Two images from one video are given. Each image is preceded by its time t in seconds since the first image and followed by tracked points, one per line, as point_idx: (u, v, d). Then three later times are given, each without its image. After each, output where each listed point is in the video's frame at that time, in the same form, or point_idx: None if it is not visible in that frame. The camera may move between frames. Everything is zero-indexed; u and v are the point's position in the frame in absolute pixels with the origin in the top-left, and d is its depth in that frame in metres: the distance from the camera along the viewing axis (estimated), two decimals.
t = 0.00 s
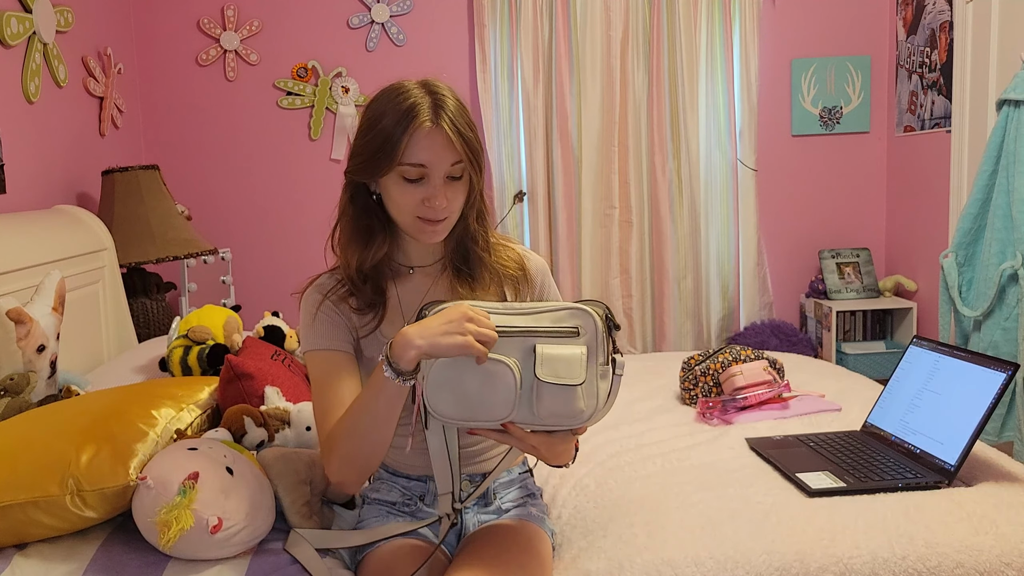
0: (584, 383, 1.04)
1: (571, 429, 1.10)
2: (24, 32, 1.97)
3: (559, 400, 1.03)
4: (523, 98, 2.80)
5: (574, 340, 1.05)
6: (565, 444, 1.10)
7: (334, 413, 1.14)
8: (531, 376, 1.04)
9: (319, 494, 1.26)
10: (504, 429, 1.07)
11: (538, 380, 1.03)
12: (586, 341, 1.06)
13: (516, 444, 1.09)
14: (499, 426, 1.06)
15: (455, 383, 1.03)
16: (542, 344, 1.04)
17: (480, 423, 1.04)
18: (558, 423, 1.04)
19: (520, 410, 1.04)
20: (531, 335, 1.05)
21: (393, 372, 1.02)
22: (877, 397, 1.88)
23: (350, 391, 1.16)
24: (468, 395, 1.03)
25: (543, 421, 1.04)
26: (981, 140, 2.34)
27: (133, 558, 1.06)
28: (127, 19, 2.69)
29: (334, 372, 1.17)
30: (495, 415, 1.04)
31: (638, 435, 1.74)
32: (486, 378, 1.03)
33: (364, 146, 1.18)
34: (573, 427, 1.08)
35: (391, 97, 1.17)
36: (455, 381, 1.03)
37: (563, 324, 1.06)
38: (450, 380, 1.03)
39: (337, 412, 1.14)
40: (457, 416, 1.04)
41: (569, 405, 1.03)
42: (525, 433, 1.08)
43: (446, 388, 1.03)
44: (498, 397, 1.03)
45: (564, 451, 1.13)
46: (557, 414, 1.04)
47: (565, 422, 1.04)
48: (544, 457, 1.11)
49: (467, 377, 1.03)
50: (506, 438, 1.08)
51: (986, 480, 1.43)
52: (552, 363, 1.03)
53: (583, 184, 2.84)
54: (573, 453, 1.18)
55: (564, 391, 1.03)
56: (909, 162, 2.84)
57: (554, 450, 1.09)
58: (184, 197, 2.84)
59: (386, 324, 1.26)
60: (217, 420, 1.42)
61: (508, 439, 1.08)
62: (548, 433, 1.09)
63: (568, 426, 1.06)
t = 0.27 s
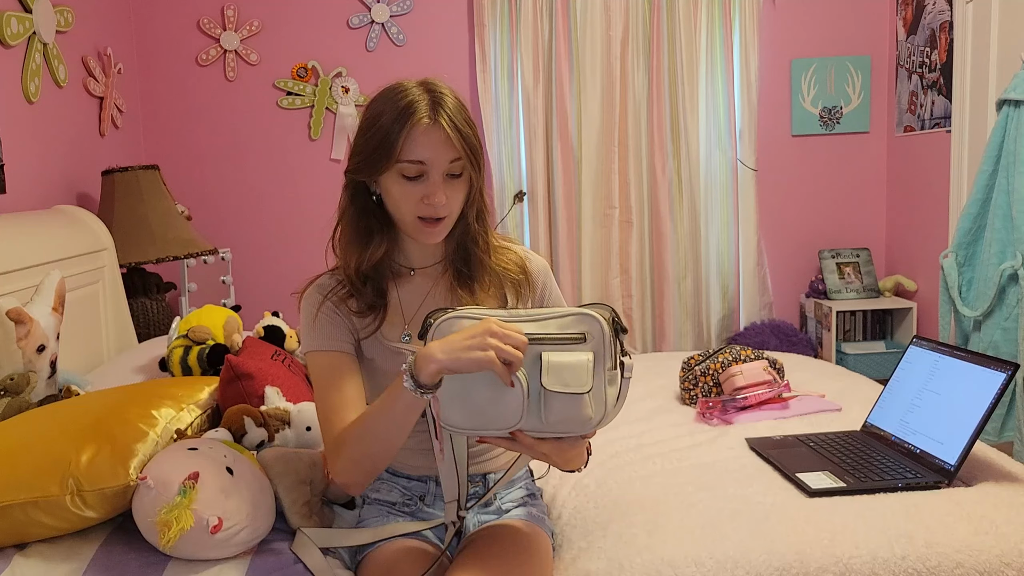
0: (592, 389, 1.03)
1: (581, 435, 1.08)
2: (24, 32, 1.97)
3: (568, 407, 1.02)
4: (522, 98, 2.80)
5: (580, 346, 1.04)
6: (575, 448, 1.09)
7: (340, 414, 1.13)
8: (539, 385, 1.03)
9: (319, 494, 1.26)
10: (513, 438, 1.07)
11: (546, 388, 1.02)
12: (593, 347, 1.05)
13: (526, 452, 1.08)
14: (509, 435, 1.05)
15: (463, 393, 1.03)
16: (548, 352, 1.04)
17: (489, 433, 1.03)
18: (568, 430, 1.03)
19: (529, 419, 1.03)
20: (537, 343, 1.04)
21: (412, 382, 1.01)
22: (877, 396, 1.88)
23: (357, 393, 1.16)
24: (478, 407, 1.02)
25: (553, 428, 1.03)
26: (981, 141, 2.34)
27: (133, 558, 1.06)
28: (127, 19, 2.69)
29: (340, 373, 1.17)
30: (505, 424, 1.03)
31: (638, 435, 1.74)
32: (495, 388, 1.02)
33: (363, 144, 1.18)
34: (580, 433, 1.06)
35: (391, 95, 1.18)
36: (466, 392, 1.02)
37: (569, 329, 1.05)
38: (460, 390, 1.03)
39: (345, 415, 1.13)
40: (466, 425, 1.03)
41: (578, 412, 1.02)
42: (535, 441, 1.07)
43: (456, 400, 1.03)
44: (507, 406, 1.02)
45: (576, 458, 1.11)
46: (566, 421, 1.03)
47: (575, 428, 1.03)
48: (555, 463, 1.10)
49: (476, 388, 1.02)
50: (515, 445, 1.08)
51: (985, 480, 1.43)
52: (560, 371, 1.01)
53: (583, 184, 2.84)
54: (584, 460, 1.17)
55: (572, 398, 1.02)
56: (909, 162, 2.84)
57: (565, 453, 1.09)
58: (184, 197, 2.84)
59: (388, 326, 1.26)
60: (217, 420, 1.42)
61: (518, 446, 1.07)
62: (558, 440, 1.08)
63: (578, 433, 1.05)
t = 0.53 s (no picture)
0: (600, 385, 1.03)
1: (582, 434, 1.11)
2: (24, 32, 1.97)
3: (574, 402, 1.03)
4: (522, 99, 2.80)
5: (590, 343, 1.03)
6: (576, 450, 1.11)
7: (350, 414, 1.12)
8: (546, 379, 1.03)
9: (319, 494, 1.26)
10: (517, 435, 1.07)
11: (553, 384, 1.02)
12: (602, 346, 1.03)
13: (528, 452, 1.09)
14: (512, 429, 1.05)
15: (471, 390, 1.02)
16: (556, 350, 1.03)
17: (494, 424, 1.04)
18: (573, 425, 1.04)
19: (534, 412, 1.03)
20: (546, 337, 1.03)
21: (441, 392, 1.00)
22: (877, 396, 1.88)
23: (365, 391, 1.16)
24: (484, 398, 1.03)
25: (558, 423, 1.04)
26: (981, 141, 2.34)
27: (133, 557, 1.06)
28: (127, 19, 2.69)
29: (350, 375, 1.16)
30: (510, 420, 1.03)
31: (638, 435, 1.74)
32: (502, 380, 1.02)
33: (356, 138, 1.23)
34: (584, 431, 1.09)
35: (384, 91, 1.22)
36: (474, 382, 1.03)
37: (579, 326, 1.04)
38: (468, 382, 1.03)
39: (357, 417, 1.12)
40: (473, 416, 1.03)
41: (584, 406, 1.03)
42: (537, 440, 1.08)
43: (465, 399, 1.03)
44: (513, 402, 1.02)
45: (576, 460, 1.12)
46: (571, 416, 1.03)
47: (579, 424, 1.04)
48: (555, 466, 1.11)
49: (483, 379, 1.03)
50: (518, 444, 1.08)
51: (985, 480, 1.43)
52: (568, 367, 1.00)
53: (583, 184, 2.84)
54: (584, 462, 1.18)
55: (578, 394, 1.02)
56: (909, 163, 2.84)
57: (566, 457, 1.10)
58: (184, 198, 2.84)
59: (391, 326, 1.26)
60: (217, 420, 1.42)
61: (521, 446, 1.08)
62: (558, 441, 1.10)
63: (582, 430, 1.05)
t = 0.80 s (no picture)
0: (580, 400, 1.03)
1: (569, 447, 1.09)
2: (24, 32, 1.97)
3: (557, 419, 1.02)
4: (523, 98, 2.80)
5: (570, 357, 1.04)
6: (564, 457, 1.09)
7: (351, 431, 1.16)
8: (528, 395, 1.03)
9: (319, 494, 1.26)
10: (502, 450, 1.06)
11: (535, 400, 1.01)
12: (580, 360, 1.04)
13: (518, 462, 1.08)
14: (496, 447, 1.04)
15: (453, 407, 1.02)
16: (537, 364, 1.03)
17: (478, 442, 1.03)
18: (557, 441, 1.03)
19: (517, 429, 1.02)
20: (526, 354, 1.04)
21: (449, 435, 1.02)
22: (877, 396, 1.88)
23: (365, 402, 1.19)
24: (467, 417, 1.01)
25: (541, 441, 1.03)
26: (981, 141, 2.34)
27: (133, 558, 1.06)
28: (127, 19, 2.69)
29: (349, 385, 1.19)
30: (493, 436, 1.03)
31: (638, 435, 1.74)
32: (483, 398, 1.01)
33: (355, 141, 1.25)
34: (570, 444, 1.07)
35: (384, 94, 1.23)
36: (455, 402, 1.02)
37: (558, 342, 1.05)
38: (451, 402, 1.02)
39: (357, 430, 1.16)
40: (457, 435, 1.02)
41: (566, 421, 1.02)
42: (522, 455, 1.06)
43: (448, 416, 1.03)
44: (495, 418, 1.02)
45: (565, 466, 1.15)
46: (554, 432, 1.02)
47: (564, 439, 1.03)
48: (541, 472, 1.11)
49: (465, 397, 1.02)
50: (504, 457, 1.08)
51: (986, 480, 1.43)
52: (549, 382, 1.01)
53: (583, 183, 2.84)
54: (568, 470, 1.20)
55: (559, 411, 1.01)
56: (909, 162, 2.84)
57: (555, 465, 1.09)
58: (184, 198, 2.84)
59: (390, 328, 1.26)
60: (217, 420, 1.42)
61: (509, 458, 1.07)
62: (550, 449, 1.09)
63: (567, 445, 1.04)
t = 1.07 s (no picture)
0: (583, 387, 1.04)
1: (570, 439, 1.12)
2: (24, 32, 1.97)
3: (560, 406, 1.03)
4: (523, 98, 2.80)
5: (571, 346, 1.06)
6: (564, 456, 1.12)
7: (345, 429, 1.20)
8: (531, 383, 1.04)
9: (319, 494, 1.26)
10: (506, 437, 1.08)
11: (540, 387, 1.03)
12: (582, 348, 1.06)
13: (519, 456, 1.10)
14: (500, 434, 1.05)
15: (456, 395, 1.02)
16: (541, 353, 1.04)
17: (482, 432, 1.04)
18: (560, 428, 1.04)
19: (521, 416, 1.04)
20: (529, 344, 1.05)
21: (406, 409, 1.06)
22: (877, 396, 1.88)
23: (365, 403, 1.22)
24: (471, 406, 1.02)
25: (547, 428, 1.04)
26: (981, 141, 2.34)
27: (133, 558, 1.07)
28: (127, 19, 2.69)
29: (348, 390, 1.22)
30: (498, 424, 1.03)
31: (638, 435, 1.74)
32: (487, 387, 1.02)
33: (358, 138, 1.25)
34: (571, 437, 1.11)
35: (387, 91, 1.24)
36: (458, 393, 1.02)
37: (560, 331, 1.06)
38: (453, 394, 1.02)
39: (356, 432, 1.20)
40: (462, 426, 1.03)
41: (570, 409, 1.03)
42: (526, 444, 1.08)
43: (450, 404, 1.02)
44: (500, 406, 1.02)
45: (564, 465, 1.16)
46: (558, 419, 1.04)
47: (567, 426, 1.04)
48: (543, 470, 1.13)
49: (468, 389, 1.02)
50: (508, 444, 1.09)
51: (986, 480, 1.43)
52: (552, 370, 1.02)
53: (583, 184, 2.84)
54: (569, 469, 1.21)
55: (564, 397, 1.03)
56: (909, 162, 2.84)
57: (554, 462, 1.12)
58: (184, 198, 2.84)
59: (389, 329, 1.26)
60: (217, 420, 1.42)
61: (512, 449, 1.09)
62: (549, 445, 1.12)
63: (570, 432, 1.06)
